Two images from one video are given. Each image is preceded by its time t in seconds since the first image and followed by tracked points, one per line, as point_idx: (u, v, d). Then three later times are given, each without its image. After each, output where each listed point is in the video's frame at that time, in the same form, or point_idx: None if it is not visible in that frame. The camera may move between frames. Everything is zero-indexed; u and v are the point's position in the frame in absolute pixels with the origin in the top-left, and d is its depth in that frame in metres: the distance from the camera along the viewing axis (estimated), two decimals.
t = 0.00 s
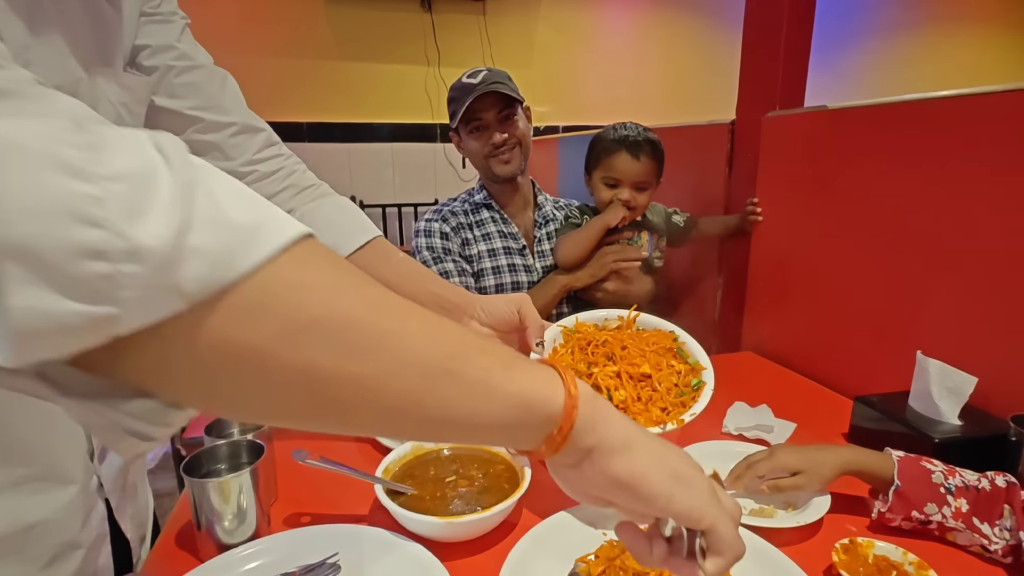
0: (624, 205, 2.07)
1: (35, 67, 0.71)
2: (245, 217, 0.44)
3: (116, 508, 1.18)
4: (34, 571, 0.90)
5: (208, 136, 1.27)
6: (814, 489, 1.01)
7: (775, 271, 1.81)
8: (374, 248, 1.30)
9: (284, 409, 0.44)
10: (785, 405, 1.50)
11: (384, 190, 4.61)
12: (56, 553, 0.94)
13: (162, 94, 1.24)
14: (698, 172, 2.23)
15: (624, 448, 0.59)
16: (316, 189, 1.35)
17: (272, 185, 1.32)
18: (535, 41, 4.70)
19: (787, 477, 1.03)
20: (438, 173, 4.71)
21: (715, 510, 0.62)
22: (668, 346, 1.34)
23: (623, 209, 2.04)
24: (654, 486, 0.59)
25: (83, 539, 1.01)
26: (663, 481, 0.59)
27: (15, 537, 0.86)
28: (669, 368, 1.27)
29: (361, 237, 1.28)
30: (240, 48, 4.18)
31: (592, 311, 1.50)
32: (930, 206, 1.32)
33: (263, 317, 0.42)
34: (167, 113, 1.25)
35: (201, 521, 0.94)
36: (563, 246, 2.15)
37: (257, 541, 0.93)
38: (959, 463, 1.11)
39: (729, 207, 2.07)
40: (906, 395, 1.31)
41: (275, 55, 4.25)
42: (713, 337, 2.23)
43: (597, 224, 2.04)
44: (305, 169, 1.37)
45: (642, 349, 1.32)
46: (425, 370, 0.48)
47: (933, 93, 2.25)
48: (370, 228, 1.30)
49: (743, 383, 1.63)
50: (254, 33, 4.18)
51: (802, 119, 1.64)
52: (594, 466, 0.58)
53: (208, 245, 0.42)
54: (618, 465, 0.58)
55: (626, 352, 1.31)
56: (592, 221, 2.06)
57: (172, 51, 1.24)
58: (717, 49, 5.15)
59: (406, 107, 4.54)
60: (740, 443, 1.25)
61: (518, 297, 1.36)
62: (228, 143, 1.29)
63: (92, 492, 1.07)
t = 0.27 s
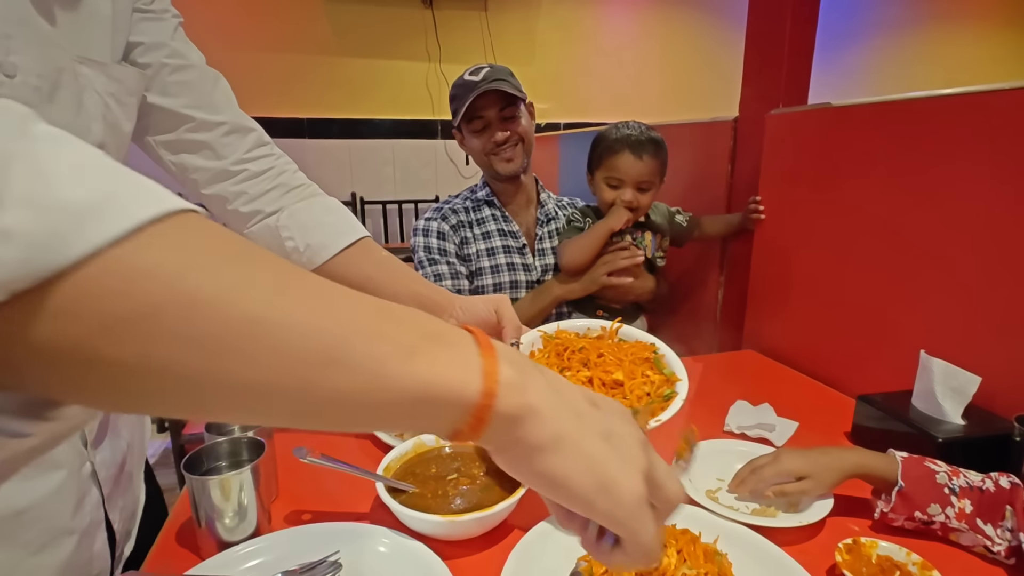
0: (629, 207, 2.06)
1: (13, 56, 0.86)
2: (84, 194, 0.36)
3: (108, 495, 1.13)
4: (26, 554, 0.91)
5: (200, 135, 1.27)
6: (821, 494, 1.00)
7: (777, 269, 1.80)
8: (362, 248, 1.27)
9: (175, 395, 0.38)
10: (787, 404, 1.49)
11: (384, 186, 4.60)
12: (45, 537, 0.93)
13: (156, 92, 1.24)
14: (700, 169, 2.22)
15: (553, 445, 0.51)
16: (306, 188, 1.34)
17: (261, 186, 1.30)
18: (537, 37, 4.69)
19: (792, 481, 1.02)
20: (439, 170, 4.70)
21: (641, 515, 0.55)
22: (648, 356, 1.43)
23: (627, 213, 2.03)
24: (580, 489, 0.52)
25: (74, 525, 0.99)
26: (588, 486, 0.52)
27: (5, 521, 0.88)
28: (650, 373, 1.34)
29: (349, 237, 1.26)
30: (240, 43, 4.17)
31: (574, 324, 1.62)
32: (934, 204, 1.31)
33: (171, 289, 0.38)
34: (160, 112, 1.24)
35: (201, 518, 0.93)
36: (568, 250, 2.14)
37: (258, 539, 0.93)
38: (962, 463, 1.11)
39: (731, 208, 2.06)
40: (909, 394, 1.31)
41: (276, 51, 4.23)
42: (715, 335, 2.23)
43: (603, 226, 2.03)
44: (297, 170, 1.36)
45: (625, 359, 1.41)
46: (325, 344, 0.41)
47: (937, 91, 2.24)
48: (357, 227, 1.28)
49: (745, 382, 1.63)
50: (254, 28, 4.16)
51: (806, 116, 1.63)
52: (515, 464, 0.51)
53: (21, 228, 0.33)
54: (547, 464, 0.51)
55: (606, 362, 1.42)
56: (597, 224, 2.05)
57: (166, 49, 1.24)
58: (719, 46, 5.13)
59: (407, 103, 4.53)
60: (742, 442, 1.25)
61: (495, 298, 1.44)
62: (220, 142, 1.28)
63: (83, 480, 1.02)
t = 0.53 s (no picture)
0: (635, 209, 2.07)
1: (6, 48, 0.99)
2: None
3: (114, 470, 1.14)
4: (22, 520, 0.97)
5: (196, 137, 1.27)
6: (822, 495, 1.00)
7: (779, 268, 1.80)
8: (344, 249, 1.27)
9: (100, 312, 0.50)
10: (788, 403, 1.49)
11: (385, 183, 4.59)
12: (39, 504, 0.99)
13: (156, 95, 1.26)
14: (701, 167, 2.21)
15: (405, 350, 0.59)
16: (296, 189, 1.33)
17: (251, 187, 1.29)
18: (538, 35, 4.68)
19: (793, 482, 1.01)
20: (440, 168, 4.69)
21: (494, 415, 0.63)
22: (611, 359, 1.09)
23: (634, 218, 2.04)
24: (432, 389, 0.60)
25: (69, 493, 1.03)
26: (440, 384, 0.60)
27: None
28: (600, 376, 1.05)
29: (335, 233, 1.28)
30: (241, 40, 4.16)
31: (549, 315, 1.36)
32: (936, 202, 1.31)
33: (93, 239, 0.48)
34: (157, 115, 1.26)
35: (203, 515, 0.93)
36: (579, 257, 2.15)
37: (259, 535, 0.93)
38: (963, 462, 1.11)
39: (733, 204, 2.06)
40: (910, 394, 1.31)
41: (277, 48, 4.22)
42: (716, 334, 2.23)
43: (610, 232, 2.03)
44: (286, 172, 1.36)
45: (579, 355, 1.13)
46: (183, 258, 0.51)
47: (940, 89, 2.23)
48: (343, 225, 1.30)
49: (746, 381, 1.63)
50: (255, 25, 4.15)
51: (808, 114, 1.63)
52: (375, 365, 0.60)
53: None
54: (401, 365, 0.60)
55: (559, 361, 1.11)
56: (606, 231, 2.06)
57: (167, 56, 1.27)
58: (720, 45, 5.12)
59: (408, 101, 4.52)
60: (744, 441, 1.25)
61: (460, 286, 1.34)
62: (213, 146, 1.28)
63: (78, 452, 1.05)
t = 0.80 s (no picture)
0: (643, 200, 2.05)
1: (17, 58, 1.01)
2: None
3: (107, 450, 1.13)
4: (13, 487, 0.97)
5: (195, 146, 1.25)
6: (829, 493, 0.99)
7: (781, 268, 1.80)
8: (310, 257, 1.24)
9: None
10: (791, 404, 1.49)
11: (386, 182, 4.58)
12: (29, 474, 0.99)
13: (162, 105, 1.25)
14: (703, 167, 2.21)
15: (199, 374, 0.48)
16: (281, 200, 1.30)
17: (238, 195, 1.26)
18: (540, 34, 4.68)
19: (799, 481, 1.01)
20: (441, 167, 4.69)
21: (294, 455, 0.49)
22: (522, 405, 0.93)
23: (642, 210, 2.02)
24: (220, 421, 0.48)
25: (58, 466, 1.03)
26: (231, 413, 0.48)
27: None
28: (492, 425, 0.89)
29: (309, 242, 1.24)
30: (243, 38, 4.16)
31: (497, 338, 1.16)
32: (941, 204, 1.30)
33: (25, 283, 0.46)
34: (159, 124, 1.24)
35: (206, 514, 0.93)
36: (586, 251, 2.10)
37: (262, 535, 0.93)
38: (965, 464, 1.11)
39: (736, 202, 2.06)
40: (913, 395, 1.30)
41: (278, 46, 4.22)
42: (717, 334, 2.22)
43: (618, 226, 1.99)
44: (277, 183, 1.34)
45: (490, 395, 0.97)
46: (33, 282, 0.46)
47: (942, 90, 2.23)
48: (319, 239, 1.26)
49: (748, 381, 1.63)
50: (257, 23, 4.15)
51: (812, 114, 1.62)
52: (166, 389, 0.49)
53: None
54: (194, 392, 0.48)
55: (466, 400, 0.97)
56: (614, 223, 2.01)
57: (178, 70, 1.26)
58: (722, 44, 5.12)
59: (410, 99, 4.52)
60: (746, 442, 1.25)
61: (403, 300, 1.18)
62: (210, 157, 1.26)
63: (69, 429, 1.05)
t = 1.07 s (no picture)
0: (642, 190, 2.04)
1: (14, 61, 1.04)
2: None
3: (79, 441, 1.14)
4: None
5: (190, 151, 1.25)
6: (840, 483, 0.99)
7: (784, 267, 1.79)
8: (285, 270, 1.15)
9: None
10: (793, 404, 1.48)
11: (387, 180, 4.58)
12: None
13: (163, 110, 1.26)
14: (705, 166, 2.20)
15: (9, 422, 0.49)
16: (268, 209, 1.24)
17: (224, 201, 1.23)
18: (542, 32, 4.66)
19: (809, 473, 1.00)
20: (442, 165, 4.69)
21: (95, 501, 0.51)
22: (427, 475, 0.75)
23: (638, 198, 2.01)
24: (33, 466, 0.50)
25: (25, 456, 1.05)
26: (40, 457, 0.50)
27: None
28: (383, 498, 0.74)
29: (288, 254, 1.16)
30: (244, 36, 4.15)
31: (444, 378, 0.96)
32: (945, 202, 1.29)
33: None
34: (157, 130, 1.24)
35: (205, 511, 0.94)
36: (582, 240, 2.08)
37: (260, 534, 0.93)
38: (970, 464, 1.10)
39: (739, 201, 2.06)
40: (916, 395, 1.29)
41: (279, 44, 4.22)
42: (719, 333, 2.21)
43: (616, 214, 1.99)
44: (268, 192, 1.28)
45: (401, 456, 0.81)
46: None
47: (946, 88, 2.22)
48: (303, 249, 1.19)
49: (750, 381, 1.62)
50: (258, 20, 4.15)
51: (815, 112, 1.61)
52: None
53: None
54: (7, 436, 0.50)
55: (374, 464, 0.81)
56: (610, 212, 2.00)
57: (181, 76, 1.27)
58: (725, 43, 5.10)
59: (411, 98, 4.52)
60: (749, 441, 1.24)
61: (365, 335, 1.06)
62: (201, 160, 1.24)
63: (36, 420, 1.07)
